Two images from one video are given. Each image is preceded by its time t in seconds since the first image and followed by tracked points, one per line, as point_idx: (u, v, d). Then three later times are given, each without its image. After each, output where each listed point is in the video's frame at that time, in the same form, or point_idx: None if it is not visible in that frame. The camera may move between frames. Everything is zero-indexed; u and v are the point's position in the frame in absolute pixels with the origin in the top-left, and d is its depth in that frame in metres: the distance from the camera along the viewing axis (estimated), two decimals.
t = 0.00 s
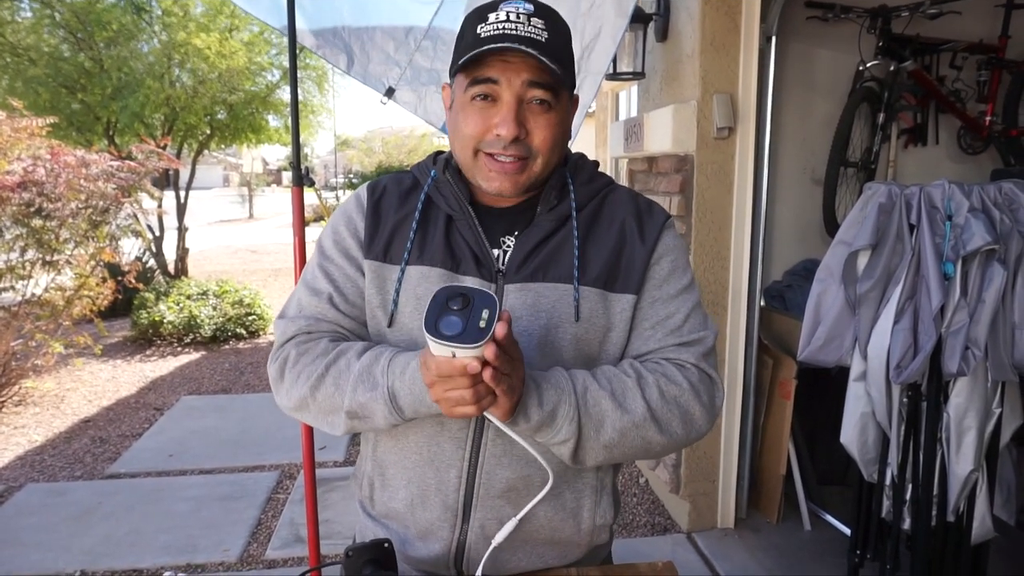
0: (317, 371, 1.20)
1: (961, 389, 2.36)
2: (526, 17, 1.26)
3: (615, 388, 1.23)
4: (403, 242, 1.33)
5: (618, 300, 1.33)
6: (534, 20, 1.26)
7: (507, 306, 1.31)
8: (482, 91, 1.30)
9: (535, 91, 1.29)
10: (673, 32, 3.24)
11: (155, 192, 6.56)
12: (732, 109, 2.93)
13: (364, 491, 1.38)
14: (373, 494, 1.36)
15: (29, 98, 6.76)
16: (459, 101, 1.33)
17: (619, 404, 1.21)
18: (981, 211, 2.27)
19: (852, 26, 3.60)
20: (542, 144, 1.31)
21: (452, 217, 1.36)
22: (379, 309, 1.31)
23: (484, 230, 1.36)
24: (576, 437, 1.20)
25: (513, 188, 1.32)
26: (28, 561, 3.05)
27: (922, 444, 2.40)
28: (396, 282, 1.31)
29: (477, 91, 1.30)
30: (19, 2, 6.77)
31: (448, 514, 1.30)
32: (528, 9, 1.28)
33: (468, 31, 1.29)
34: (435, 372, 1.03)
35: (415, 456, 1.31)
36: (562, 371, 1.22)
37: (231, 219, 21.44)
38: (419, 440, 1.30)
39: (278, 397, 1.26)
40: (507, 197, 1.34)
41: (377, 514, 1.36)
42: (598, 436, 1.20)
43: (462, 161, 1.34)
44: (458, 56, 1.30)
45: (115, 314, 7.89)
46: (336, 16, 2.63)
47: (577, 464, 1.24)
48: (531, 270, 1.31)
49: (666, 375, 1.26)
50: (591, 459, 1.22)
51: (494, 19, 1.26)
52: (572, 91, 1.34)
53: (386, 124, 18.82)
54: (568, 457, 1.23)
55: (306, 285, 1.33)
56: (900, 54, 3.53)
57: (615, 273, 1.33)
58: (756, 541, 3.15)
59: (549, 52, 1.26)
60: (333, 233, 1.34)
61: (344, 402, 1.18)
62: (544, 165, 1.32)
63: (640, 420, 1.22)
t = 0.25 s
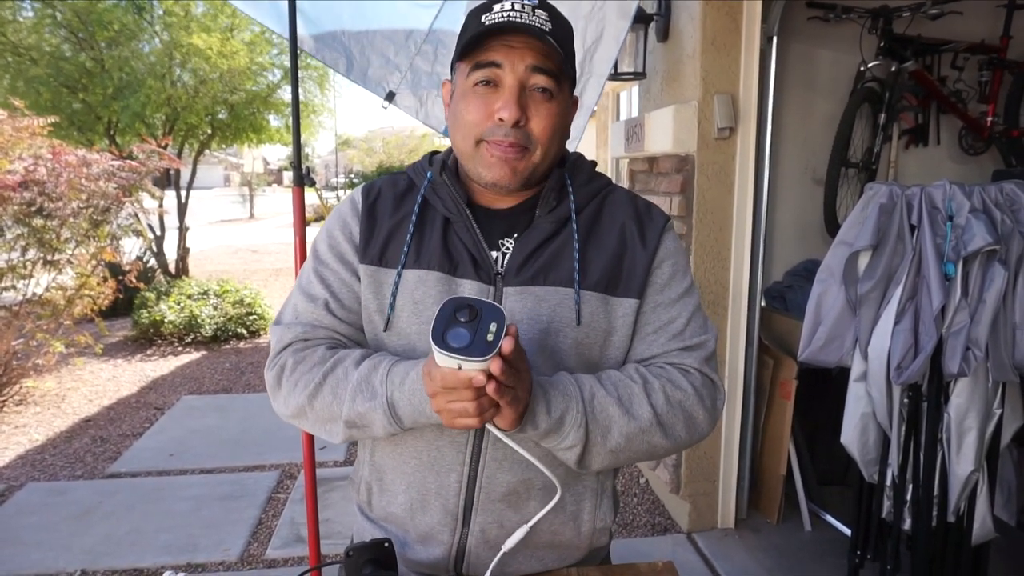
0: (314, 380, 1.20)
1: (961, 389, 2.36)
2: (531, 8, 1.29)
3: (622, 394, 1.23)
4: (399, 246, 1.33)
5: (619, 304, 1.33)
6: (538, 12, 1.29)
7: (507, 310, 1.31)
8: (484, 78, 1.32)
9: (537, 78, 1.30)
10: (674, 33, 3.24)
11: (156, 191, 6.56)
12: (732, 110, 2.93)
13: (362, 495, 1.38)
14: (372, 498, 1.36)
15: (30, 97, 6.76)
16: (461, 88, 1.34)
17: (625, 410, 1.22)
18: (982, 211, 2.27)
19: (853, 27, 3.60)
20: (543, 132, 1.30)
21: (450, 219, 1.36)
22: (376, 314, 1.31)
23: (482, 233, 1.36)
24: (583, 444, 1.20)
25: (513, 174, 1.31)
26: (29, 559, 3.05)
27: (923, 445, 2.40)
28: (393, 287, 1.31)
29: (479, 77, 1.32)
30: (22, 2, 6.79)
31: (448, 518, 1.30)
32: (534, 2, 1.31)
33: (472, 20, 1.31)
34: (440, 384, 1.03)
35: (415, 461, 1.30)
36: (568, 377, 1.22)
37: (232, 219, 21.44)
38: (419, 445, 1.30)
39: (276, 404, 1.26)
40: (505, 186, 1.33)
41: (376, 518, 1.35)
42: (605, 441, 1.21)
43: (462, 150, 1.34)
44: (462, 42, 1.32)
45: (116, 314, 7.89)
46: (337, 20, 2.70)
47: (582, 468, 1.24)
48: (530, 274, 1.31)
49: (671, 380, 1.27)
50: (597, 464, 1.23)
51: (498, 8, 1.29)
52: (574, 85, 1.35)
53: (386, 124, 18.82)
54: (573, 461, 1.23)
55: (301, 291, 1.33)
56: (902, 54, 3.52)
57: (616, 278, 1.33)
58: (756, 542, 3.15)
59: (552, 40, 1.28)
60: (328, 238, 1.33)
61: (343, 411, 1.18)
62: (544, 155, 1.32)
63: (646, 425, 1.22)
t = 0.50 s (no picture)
0: (315, 385, 1.21)
1: (962, 389, 2.36)
2: (526, 6, 1.29)
3: (628, 392, 1.23)
4: (399, 246, 1.33)
5: (622, 304, 1.33)
6: (533, 9, 1.29)
7: (509, 309, 1.31)
8: (482, 77, 1.32)
9: (534, 76, 1.30)
10: (674, 33, 3.24)
11: (156, 192, 6.57)
12: (732, 110, 2.93)
13: (362, 497, 1.37)
14: (373, 500, 1.35)
15: (31, 98, 6.77)
16: (459, 88, 1.35)
17: (631, 408, 1.22)
18: (982, 211, 2.27)
19: (853, 27, 3.60)
20: (542, 129, 1.30)
21: (451, 219, 1.36)
22: (377, 315, 1.31)
23: (483, 232, 1.36)
24: (590, 442, 1.20)
25: (513, 172, 1.31)
26: (29, 560, 3.05)
27: (924, 444, 2.40)
28: (394, 288, 1.31)
29: (477, 77, 1.32)
30: (22, 4, 6.80)
31: (451, 519, 1.30)
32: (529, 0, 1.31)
33: (469, 20, 1.32)
34: (446, 390, 1.03)
35: (418, 462, 1.30)
36: (575, 376, 1.22)
37: (232, 220, 21.46)
38: (421, 446, 1.30)
39: (277, 407, 1.26)
40: (506, 184, 1.33)
41: (377, 520, 1.35)
42: (611, 439, 1.21)
43: (461, 149, 1.34)
44: (459, 42, 1.32)
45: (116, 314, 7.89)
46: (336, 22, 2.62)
47: (587, 466, 1.25)
48: (533, 273, 1.31)
49: (676, 379, 1.28)
50: (602, 461, 1.24)
51: (494, 8, 1.29)
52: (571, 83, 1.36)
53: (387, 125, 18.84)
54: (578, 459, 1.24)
55: (301, 292, 1.33)
56: (902, 54, 3.53)
57: (619, 278, 1.33)
58: (756, 542, 3.15)
59: (548, 37, 1.28)
60: (327, 239, 1.33)
61: (345, 414, 1.19)
62: (545, 152, 1.32)
63: (652, 423, 1.23)
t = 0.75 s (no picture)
0: (318, 385, 1.21)
1: (964, 388, 2.36)
2: (525, 8, 1.29)
3: (631, 391, 1.23)
4: (402, 246, 1.33)
5: (625, 303, 1.33)
6: (532, 11, 1.29)
7: (513, 308, 1.31)
8: (482, 82, 1.32)
9: (534, 80, 1.30)
10: (674, 33, 3.24)
11: (157, 193, 6.56)
12: (733, 110, 2.93)
13: (364, 498, 1.37)
14: (375, 501, 1.35)
15: (32, 99, 6.77)
16: (460, 93, 1.35)
17: (634, 407, 1.22)
18: (983, 210, 2.27)
19: (853, 26, 3.60)
20: (543, 132, 1.31)
21: (454, 218, 1.36)
22: (380, 314, 1.31)
23: (486, 231, 1.37)
24: (593, 440, 1.20)
25: (515, 176, 1.31)
26: (30, 560, 3.05)
27: (925, 444, 2.40)
28: (396, 286, 1.31)
29: (477, 81, 1.32)
30: (22, 5, 6.82)
31: (454, 518, 1.30)
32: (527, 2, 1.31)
33: (467, 24, 1.31)
34: (447, 386, 1.03)
35: (421, 461, 1.31)
36: (578, 374, 1.22)
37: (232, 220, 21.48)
38: (424, 445, 1.30)
39: (280, 407, 1.27)
40: (508, 187, 1.33)
41: (378, 520, 1.35)
42: (614, 438, 1.21)
43: (463, 153, 1.34)
44: (458, 47, 1.32)
45: (117, 315, 7.90)
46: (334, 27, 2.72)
47: (590, 465, 1.25)
48: (536, 272, 1.31)
49: (679, 378, 1.28)
50: (605, 460, 1.23)
51: (493, 11, 1.29)
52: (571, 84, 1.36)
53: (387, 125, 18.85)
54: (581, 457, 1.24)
55: (304, 292, 1.33)
56: (902, 54, 3.53)
57: (621, 277, 1.33)
58: (758, 541, 3.15)
59: (547, 40, 1.28)
60: (330, 239, 1.33)
61: (347, 414, 1.19)
62: (546, 155, 1.32)
63: (655, 421, 1.23)
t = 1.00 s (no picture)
0: (314, 383, 1.21)
1: (964, 388, 2.36)
2: (526, 12, 1.29)
3: (642, 387, 1.23)
4: (404, 247, 1.33)
5: (626, 303, 1.33)
6: (534, 16, 1.29)
7: (513, 308, 1.31)
8: (483, 86, 1.32)
9: (535, 85, 1.30)
10: (675, 34, 3.24)
11: (158, 194, 6.57)
12: (733, 111, 2.93)
13: (365, 498, 1.37)
14: (376, 501, 1.35)
15: (33, 100, 6.78)
16: (461, 97, 1.35)
17: (644, 403, 1.22)
18: (983, 212, 2.27)
19: (854, 27, 3.61)
20: (544, 137, 1.31)
21: (455, 220, 1.36)
22: (381, 313, 1.31)
23: (488, 232, 1.37)
24: (603, 436, 1.20)
25: (517, 180, 1.31)
26: (31, 561, 3.05)
27: (926, 444, 2.40)
28: (398, 286, 1.31)
29: (478, 86, 1.32)
30: (23, 5, 6.82)
31: (454, 519, 1.30)
32: (529, 6, 1.30)
33: (469, 27, 1.31)
34: (436, 382, 1.04)
35: (421, 461, 1.31)
36: (591, 369, 1.21)
37: (233, 221, 21.50)
38: (425, 445, 1.31)
39: (279, 406, 1.27)
40: (510, 191, 1.34)
41: (379, 521, 1.35)
42: (624, 434, 1.21)
43: (464, 157, 1.34)
44: (459, 52, 1.32)
45: (118, 316, 7.91)
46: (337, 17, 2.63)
47: (596, 459, 1.24)
48: (538, 272, 1.31)
49: (687, 376, 1.28)
50: (612, 455, 1.23)
51: (494, 15, 1.29)
52: (572, 88, 1.36)
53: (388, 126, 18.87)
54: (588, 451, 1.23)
55: (305, 293, 1.33)
56: (902, 55, 3.53)
57: (622, 277, 1.34)
58: (758, 543, 3.15)
59: (549, 45, 1.28)
60: (332, 239, 1.33)
61: (343, 413, 1.19)
62: (547, 160, 1.32)
63: (664, 419, 1.23)
